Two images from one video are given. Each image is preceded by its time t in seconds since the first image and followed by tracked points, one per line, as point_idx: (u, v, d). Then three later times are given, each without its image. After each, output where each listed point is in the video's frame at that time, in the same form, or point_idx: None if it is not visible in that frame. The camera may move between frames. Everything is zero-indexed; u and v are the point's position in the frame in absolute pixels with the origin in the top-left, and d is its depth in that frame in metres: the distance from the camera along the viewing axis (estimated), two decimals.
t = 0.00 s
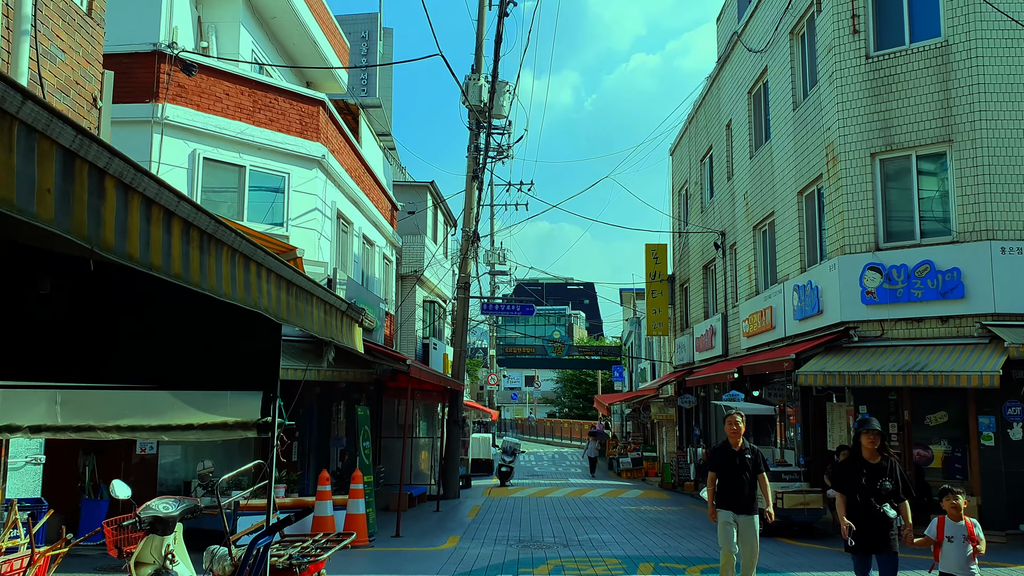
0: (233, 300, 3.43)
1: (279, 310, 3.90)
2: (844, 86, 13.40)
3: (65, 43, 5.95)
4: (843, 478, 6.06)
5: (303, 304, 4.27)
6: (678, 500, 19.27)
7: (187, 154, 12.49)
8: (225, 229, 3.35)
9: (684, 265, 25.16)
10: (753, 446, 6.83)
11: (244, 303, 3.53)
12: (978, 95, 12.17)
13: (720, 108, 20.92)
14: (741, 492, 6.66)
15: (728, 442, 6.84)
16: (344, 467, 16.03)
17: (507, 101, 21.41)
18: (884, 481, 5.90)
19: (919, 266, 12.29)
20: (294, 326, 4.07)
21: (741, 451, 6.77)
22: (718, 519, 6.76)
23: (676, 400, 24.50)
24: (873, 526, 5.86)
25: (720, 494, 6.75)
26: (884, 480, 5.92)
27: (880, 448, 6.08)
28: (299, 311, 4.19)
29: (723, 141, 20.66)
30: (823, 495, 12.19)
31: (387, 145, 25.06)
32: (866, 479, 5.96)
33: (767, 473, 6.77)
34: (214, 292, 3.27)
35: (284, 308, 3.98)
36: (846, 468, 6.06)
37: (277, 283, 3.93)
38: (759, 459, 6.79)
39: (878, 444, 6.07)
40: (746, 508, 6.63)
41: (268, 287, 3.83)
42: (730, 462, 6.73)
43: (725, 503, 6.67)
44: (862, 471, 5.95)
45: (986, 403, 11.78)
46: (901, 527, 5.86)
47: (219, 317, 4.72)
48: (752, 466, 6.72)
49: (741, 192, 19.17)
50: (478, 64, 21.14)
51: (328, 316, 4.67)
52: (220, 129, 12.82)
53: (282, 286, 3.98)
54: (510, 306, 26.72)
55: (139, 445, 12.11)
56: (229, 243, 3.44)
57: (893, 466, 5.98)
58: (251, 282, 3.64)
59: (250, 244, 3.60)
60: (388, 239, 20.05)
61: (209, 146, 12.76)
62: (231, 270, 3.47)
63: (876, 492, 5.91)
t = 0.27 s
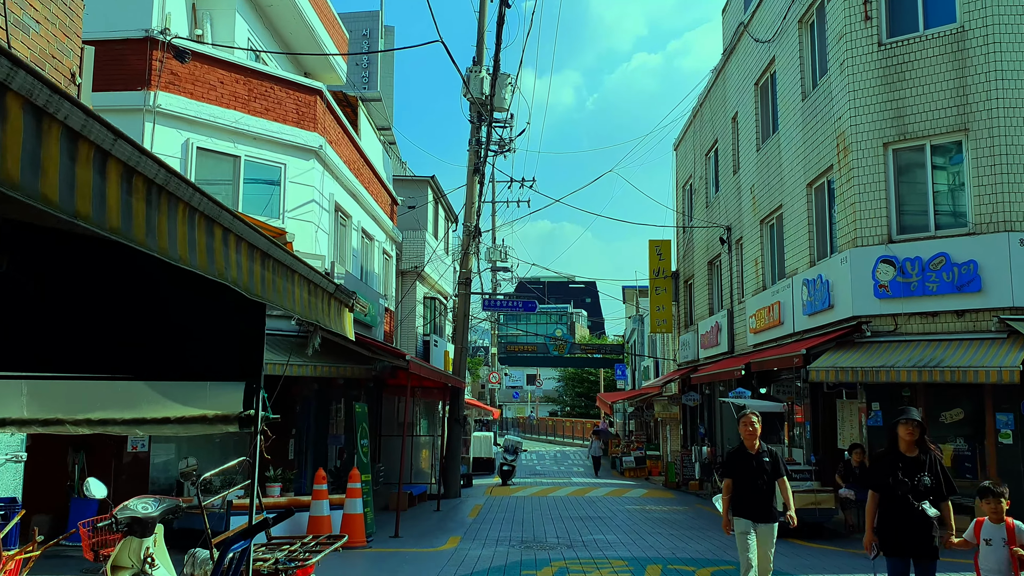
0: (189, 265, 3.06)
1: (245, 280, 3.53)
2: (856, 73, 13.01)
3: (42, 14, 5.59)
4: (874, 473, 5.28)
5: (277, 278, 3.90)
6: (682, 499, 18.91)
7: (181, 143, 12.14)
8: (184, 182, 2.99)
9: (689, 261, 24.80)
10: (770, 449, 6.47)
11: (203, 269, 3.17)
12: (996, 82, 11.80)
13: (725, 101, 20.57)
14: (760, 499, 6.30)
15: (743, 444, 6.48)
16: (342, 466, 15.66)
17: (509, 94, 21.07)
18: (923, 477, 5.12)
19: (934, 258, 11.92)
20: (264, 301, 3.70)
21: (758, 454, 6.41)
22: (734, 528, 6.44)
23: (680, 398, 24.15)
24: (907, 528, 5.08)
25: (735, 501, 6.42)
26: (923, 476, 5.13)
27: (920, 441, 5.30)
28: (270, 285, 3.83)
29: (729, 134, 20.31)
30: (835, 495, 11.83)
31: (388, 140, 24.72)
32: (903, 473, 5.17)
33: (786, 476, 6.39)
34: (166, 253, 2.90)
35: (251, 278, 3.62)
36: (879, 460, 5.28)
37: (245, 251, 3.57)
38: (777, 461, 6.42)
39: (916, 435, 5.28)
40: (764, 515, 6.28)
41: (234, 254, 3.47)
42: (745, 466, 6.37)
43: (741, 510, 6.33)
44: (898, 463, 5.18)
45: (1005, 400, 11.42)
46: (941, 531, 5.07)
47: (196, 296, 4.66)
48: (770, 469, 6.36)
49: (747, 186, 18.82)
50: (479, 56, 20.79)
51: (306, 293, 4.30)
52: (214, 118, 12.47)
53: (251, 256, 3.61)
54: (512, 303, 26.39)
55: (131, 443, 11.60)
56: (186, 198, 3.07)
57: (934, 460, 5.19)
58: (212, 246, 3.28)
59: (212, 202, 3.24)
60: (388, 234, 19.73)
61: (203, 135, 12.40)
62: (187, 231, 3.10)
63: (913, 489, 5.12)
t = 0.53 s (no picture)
0: (110, 255, 2.94)
1: (182, 273, 3.39)
2: (866, 67, 12.61)
3: None
4: (906, 492, 4.91)
5: (229, 273, 3.78)
6: (687, 505, 18.53)
7: (171, 140, 11.78)
8: (100, 156, 2.87)
9: (693, 262, 24.43)
10: (787, 456, 6.06)
11: (128, 259, 3.04)
12: (1013, 75, 11.42)
13: (731, 98, 20.19)
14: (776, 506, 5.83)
15: (758, 448, 6.08)
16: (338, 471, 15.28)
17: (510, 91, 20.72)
18: (961, 496, 4.74)
19: (949, 258, 11.54)
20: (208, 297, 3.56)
21: (774, 458, 6.00)
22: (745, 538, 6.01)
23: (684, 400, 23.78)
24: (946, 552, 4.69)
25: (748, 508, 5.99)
26: (961, 494, 4.75)
27: (955, 455, 4.94)
28: (220, 280, 3.69)
29: (735, 132, 19.93)
30: (846, 503, 11.44)
31: (387, 139, 24.36)
32: (938, 492, 4.80)
33: (801, 485, 6.00)
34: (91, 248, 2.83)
35: (192, 272, 3.48)
36: (913, 477, 4.93)
37: (187, 241, 3.45)
38: (794, 467, 6.03)
39: (952, 450, 4.91)
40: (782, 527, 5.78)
41: (172, 244, 3.34)
42: (761, 470, 5.94)
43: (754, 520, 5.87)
44: (933, 481, 4.81)
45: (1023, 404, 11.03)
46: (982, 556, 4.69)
47: (161, 290, 4.69)
48: (788, 475, 5.94)
49: (753, 184, 18.44)
50: (480, 53, 20.43)
51: (270, 290, 4.17)
52: (205, 114, 12.12)
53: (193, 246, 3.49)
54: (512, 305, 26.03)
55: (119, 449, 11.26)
56: (111, 178, 2.96)
57: (972, 477, 4.81)
58: (142, 233, 3.15)
59: (146, 185, 3.13)
60: (387, 234, 19.38)
61: (193, 131, 12.05)
62: (110, 215, 2.99)
63: (950, 510, 4.75)
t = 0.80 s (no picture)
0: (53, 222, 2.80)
1: (145, 245, 3.33)
2: (877, 53, 12.23)
3: None
4: (937, 494, 4.56)
5: (196, 247, 3.72)
6: (693, 505, 18.15)
7: (161, 129, 11.42)
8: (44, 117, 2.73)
9: (697, 259, 24.03)
10: (812, 463, 5.40)
11: (88, 228, 2.98)
12: None
13: (736, 91, 19.82)
14: (801, 519, 5.15)
15: (780, 453, 5.43)
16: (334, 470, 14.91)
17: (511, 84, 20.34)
18: (1000, 501, 4.38)
19: (965, 251, 11.17)
20: (173, 273, 3.49)
21: (799, 465, 5.34)
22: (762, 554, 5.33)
23: (688, 399, 23.38)
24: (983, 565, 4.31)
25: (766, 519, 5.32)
26: (999, 499, 4.39)
27: (990, 455, 4.57)
28: (185, 256, 3.63)
29: (740, 125, 19.55)
30: (858, 503, 11.06)
31: (387, 134, 23.99)
32: (973, 496, 4.43)
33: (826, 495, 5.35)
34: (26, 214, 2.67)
35: (155, 245, 3.41)
36: (945, 479, 4.57)
37: (149, 212, 3.38)
38: (820, 476, 5.37)
39: (987, 447, 4.54)
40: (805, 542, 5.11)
41: (133, 215, 3.27)
42: (785, 476, 5.27)
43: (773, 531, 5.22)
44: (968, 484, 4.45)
45: None
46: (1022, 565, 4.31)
47: (122, 270, 4.61)
48: (814, 484, 5.28)
49: (760, 178, 18.08)
50: (481, 45, 20.06)
51: (227, 260, 3.98)
52: (197, 102, 11.76)
53: (157, 219, 3.42)
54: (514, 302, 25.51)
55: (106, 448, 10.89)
56: (69, 144, 2.89)
57: (1011, 479, 4.45)
58: (101, 203, 3.09)
59: (107, 152, 3.06)
60: (386, 229, 19.03)
61: (184, 121, 11.69)
62: (69, 184, 2.92)
63: (988, 517, 4.38)
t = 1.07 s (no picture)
0: None
1: (92, 238, 3.13)
2: (891, 45, 11.84)
3: None
4: (982, 508, 4.23)
5: (137, 234, 3.41)
6: (699, 511, 17.78)
7: (152, 124, 11.06)
8: None
9: (703, 259, 23.64)
10: (854, 470, 4.83)
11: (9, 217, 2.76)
12: None
13: (743, 87, 19.43)
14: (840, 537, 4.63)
15: (816, 459, 4.85)
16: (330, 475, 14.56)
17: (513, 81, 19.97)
18: None
19: (984, 249, 10.77)
20: (127, 272, 3.29)
21: (836, 475, 4.78)
22: (798, 574, 4.78)
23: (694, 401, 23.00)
24: None
25: (802, 535, 4.77)
26: None
27: None
28: (140, 253, 3.42)
29: (747, 122, 19.17)
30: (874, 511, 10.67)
31: (387, 132, 23.61)
32: None
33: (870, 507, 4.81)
34: None
35: (105, 242, 3.22)
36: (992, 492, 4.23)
37: (97, 203, 3.19)
38: (861, 485, 4.82)
39: None
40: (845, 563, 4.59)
41: (76, 204, 3.08)
42: (821, 489, 4.72)
43: (811, 551, 4.67)
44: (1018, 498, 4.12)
45: None
46: None
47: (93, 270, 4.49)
48: (853, 495, 4.73)
49: (768, 176, 17.70)
50: (483, 40, 19.68)
51: (192, 253, 3.75)
52: (189, 96, 11.41)
53: (106, 209, 3.23)
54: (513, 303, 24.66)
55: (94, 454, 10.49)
56: None
57: None
58: (34, 190, 2.89)
59: (36, 128, 2.86)
60: (386, 228, 18.67)
61: (176, 115, 11.34)
62: None
63: None
